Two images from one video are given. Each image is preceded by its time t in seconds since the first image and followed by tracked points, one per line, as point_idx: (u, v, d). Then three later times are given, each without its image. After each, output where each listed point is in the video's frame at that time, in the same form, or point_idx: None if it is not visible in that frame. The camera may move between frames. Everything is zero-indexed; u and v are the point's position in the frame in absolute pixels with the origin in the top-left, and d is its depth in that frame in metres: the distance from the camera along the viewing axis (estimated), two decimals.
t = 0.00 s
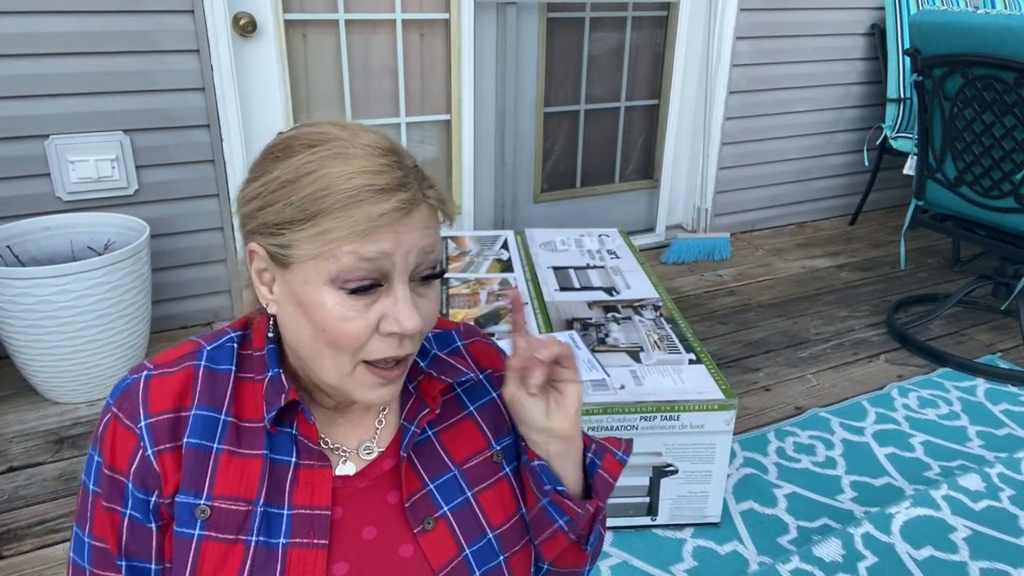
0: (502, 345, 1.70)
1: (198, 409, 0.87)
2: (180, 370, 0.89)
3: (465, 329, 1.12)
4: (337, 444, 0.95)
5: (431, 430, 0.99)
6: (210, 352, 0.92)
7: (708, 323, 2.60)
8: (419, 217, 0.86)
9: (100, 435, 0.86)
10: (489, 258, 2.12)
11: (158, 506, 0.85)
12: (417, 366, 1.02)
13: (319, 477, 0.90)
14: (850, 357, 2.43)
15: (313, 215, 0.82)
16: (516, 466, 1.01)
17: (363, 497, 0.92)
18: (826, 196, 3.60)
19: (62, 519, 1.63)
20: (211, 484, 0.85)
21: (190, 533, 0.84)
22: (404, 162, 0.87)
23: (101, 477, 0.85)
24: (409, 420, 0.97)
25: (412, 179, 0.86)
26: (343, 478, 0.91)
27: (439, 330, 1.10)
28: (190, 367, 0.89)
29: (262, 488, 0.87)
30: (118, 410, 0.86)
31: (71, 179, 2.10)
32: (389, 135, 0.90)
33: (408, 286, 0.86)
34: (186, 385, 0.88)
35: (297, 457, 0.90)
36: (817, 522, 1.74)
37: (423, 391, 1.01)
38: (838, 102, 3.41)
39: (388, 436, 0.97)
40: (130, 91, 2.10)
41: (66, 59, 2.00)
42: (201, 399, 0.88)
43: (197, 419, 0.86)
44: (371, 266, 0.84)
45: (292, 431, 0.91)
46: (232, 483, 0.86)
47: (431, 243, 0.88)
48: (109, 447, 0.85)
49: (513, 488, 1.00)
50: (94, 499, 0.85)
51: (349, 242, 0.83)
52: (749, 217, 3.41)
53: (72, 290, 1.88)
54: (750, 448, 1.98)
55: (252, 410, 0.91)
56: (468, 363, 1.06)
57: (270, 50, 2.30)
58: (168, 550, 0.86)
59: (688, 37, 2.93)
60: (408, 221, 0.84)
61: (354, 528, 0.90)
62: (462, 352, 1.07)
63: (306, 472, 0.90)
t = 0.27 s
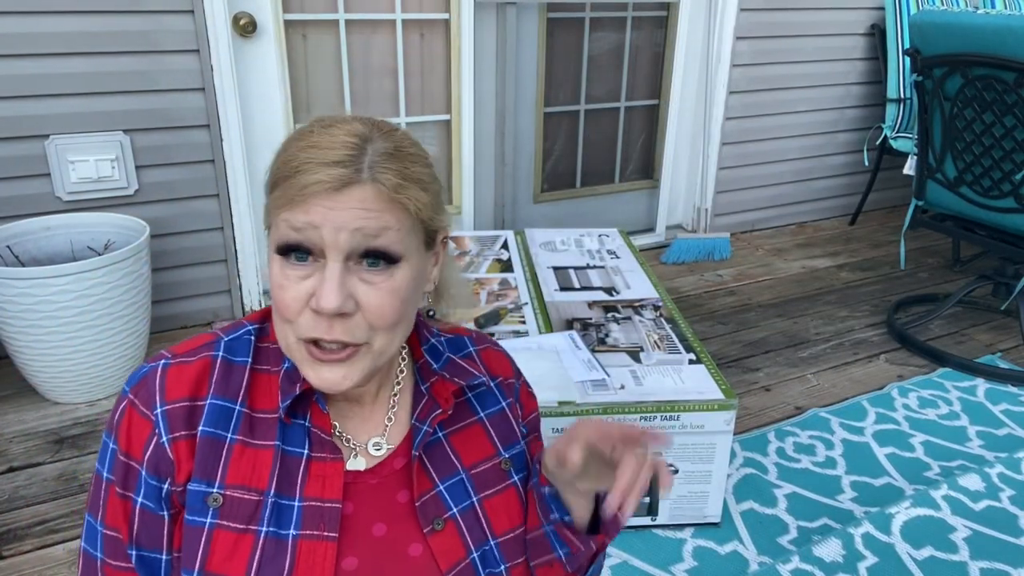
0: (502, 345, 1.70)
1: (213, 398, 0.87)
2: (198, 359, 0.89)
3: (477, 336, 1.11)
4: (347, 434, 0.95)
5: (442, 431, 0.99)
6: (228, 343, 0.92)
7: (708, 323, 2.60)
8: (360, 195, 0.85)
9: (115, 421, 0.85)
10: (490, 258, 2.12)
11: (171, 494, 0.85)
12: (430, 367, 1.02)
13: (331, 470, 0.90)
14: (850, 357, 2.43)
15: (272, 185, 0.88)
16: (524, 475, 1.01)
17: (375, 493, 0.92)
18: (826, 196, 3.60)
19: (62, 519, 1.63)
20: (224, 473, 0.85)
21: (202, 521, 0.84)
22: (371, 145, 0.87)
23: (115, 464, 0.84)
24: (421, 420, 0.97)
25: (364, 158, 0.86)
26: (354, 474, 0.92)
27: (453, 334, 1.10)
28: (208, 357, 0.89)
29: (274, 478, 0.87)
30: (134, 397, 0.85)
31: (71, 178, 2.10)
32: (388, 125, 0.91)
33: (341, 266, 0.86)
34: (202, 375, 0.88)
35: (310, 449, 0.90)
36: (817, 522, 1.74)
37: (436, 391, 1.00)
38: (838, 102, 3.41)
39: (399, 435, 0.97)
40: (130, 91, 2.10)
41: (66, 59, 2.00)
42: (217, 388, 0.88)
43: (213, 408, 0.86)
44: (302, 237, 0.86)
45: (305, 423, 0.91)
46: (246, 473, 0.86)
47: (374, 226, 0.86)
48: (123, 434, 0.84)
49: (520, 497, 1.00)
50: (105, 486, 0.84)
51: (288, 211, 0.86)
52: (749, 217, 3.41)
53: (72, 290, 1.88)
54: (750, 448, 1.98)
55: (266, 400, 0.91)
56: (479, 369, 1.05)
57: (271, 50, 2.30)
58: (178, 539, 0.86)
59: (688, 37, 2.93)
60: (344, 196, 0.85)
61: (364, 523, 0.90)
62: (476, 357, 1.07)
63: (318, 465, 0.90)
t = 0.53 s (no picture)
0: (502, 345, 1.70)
1: (232, 391, 0.88)
2: (218, 352, 0.90)
3: (486, 331, 1.10)
4: (360, 427, 0.97)
5: (448, 424, 1.00)
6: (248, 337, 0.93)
7: (708, 323, 2.60)
8: (384, 190, 0.85)
9: (138, 412, 0.86)
10: (490, 258, 2.12)
11: (190, 485, 0.86)
12: (438, 360, 1.02)
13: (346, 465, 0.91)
14: (850, 357, 2.43)
15: (296, 184, 0.88)
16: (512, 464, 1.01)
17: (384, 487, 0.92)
18: (826, 196, 3.60)
19: (61, 519, 1.63)
20: (242, 465, 0.87)
21: (219, 512, 0.86)
22: (393, 140, 0.87)
23: (135, 455, 0.85)
24: (425, 412, 0.99)
25: (387, 154, 0.86)
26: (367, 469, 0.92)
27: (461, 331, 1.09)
28: (228, 350, 0.90)
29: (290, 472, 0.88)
30: (156, 388, 0.87)
31: (72, 178, 2.10)
32: (407, 121, 0.92)
33: (367, 261, 0.86)
34: (222, 368, 0.89)
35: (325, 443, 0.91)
36: (817, 522, 1.74)
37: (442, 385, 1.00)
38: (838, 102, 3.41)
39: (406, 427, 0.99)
40: (130, 91, 2.10)
41: (66, 59, 2.00)
42: (237, 381, 0.89)
43: (231, 401, 0.88)
44: (327, 233, 0.86)
45: (321, 417, 0.92)
46: (262, 465, 0.88)
47: (398, 221, 0.86)
48: (145, 424, 0.86)
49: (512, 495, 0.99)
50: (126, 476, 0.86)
51: (312, 208, 0.86)
52: (749, 217, 3.41)
53: (72, 290, 1.88)
54: (750, 448, 1.98)
55: (283, 394, 0.91)
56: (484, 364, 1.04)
57: (270, 50, 2.30)
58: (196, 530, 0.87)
59: (688, 38, 2.93)
60: (369, 192, 0.85)
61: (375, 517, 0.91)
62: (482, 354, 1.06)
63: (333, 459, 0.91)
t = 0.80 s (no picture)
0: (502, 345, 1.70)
1: (220, 395, 0.88)
2: (207, 356, 0.90)
3: (481, 328, 1.10)
4: (352, 427, 0.95)
5: (444, 422, 0.99)
6: (237, 341, 0.94)
7: (708, 323, 2.60)
8: (371, 190, 0.85)
9: (128, 417, 0.87)
10: (490, 258, 2.12)
11: (179, 489, 0.86)
12: (432, 359, 1.02)
13: (335, 466, 0.90)
14: (850, 357, 2.43)
15: (280, 184, 0.87)
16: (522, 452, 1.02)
17: (376, 487, 0.91)
18: (826, 196, 3.60)
19: (62, 519, 1.63)
20: (231, 467, 0.87)
21: (208, 515, 0.85)
22: (378, 138, 0.87)
23: (125, 460, 0.85)
24: (420, 412, 0.96)
25: (373, 153, 0.86)
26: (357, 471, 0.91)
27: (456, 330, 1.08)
28: (216, 354, 0.91)
29: (279, 473, 0.88)
30: (146, 393, 0.87)
31: (71, 178, 2.10)
32: (390, 119, 0.92)
33: (356, 261, 0.86)
34: (210, 372, 0.89)
35: (314, 445, 0.91)
36: (817, 522, 1.74)
37: (438, 385, 0.99)
38: (838, 102, 3.41)
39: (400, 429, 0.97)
40: (130, 90, 2.10)
41: (66, 59, 2.00)
42: (224, 384, 0.89)
43: (220, 404, 0.88)
44: (314, 234, 0.86)
45: (310, 419, 0.92)
46: (250, 467, 0.87)
47: (385, 220, 0.86)
48: (135, 429, 0.86)
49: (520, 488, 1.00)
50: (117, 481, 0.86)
51: (299, 209, 0.86)
52: (749, 217, 3.41)
53: (72, 290, 1.88)
54: (750, 448, 1.98)
55: (272, 396, 0.91)
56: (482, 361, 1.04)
57: (270, 49, 2.29)
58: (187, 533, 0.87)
59: (689, 37, 2.93)
60: (356, 191, 0.85)
61: (366, 518, 0.90)
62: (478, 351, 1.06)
63: (323, 460, 0.90)
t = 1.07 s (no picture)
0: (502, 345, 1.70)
1: (193, 404, 0.86)
2: (178, 365, 0.87)
3: (460, 319, 1.07)
4: (331, 431, 0.93)
5: (425, 419, 0.97)
6: (209, 348, 0.91)
7: (708, 323, 2.60)
8: (352, 193, 0.84)
9: (100, 430, 0.84)
10: (490, 258, 2.12)
11: (154, 499, 0.83)
12: (409, 355, 1.00)
13: (313, 471, 0.88)
14: (850, 357, 2.43)
15: (257, 186, 0.85)
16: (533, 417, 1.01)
17: (356, 489, 0.91)
18: (826, 196, 3.60)
19: (62, 519, 1.63)
20: (206, 476, 0.84)
21: (184, 524, 0.83)
22: (358, 140, 0.86)
23: (99, 471, 0.84)
24: (402, 409, 0.95)
25: (354, 156, 0.85)
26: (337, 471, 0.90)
27: (434, 321, 1.07)
28: (188, 362, 0.88)
29: (256, 481, 0.86)
30: (116, 404, 0.85)
31: (71, 179, 2.10)
32: (369, 119, 0.91)
33: (336, 266, 0.85)
34: (182, 381, 0.86)
35: (292, 450, 0.89)
36: (817, 522, 1.74)
37: (415, 379, 0.98)
38: (838, 102, 3.41)
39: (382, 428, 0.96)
40: (130, 90, 2.10)
41: (66, 59, 2.00)
42: (197, 393, 0.86)
43: (193, 414, 0.85)
44: (293, 237, 0.85)
45: (287, 424, 0.90)
46: (225, 477, 0.85)
47: (367, 224, 0.86)
48: (107, 442, 0.83)
49: (509, 479, 0.98)
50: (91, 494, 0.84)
51: (277, 212, 0.84)
52: (749, 217, 3.41)
53: (72, 290, 1.88)
54: (750, 448, 1.98)
55: (248, 403, 0.89)
56: (462, 353, 1.02)
57: (270, 49, 2.30)
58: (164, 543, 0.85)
59: (688, 37, 2.93)
60: (336, 194, 0.84)
61: (348, 519, 0.89)
62: (458, 340, 1.04)
63: (301, 466, 0.88)
